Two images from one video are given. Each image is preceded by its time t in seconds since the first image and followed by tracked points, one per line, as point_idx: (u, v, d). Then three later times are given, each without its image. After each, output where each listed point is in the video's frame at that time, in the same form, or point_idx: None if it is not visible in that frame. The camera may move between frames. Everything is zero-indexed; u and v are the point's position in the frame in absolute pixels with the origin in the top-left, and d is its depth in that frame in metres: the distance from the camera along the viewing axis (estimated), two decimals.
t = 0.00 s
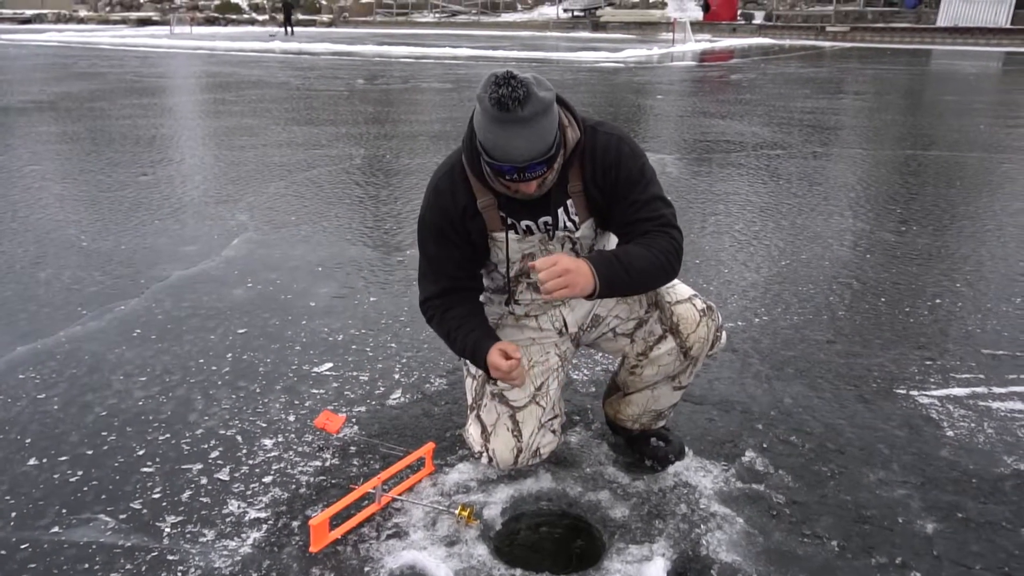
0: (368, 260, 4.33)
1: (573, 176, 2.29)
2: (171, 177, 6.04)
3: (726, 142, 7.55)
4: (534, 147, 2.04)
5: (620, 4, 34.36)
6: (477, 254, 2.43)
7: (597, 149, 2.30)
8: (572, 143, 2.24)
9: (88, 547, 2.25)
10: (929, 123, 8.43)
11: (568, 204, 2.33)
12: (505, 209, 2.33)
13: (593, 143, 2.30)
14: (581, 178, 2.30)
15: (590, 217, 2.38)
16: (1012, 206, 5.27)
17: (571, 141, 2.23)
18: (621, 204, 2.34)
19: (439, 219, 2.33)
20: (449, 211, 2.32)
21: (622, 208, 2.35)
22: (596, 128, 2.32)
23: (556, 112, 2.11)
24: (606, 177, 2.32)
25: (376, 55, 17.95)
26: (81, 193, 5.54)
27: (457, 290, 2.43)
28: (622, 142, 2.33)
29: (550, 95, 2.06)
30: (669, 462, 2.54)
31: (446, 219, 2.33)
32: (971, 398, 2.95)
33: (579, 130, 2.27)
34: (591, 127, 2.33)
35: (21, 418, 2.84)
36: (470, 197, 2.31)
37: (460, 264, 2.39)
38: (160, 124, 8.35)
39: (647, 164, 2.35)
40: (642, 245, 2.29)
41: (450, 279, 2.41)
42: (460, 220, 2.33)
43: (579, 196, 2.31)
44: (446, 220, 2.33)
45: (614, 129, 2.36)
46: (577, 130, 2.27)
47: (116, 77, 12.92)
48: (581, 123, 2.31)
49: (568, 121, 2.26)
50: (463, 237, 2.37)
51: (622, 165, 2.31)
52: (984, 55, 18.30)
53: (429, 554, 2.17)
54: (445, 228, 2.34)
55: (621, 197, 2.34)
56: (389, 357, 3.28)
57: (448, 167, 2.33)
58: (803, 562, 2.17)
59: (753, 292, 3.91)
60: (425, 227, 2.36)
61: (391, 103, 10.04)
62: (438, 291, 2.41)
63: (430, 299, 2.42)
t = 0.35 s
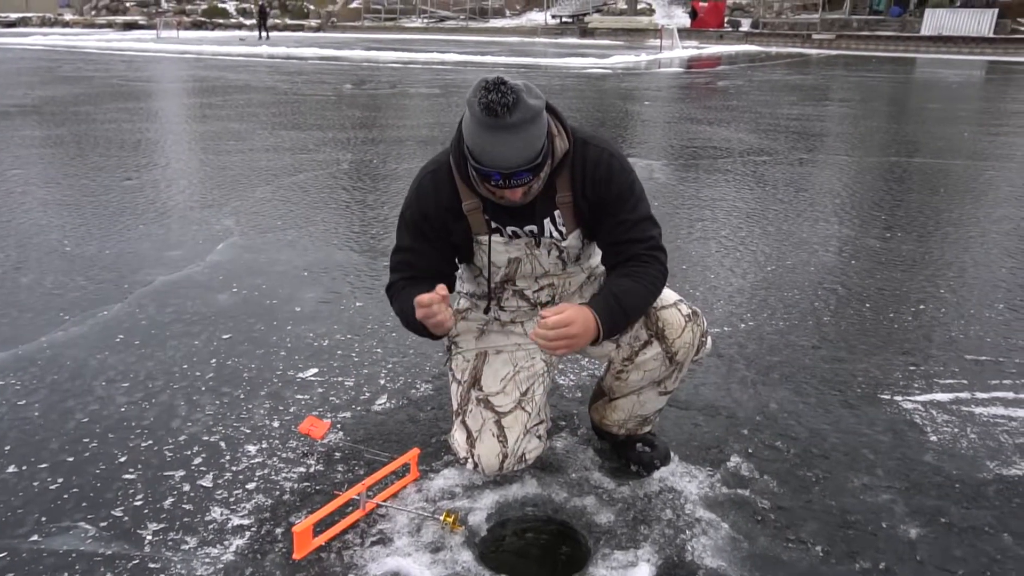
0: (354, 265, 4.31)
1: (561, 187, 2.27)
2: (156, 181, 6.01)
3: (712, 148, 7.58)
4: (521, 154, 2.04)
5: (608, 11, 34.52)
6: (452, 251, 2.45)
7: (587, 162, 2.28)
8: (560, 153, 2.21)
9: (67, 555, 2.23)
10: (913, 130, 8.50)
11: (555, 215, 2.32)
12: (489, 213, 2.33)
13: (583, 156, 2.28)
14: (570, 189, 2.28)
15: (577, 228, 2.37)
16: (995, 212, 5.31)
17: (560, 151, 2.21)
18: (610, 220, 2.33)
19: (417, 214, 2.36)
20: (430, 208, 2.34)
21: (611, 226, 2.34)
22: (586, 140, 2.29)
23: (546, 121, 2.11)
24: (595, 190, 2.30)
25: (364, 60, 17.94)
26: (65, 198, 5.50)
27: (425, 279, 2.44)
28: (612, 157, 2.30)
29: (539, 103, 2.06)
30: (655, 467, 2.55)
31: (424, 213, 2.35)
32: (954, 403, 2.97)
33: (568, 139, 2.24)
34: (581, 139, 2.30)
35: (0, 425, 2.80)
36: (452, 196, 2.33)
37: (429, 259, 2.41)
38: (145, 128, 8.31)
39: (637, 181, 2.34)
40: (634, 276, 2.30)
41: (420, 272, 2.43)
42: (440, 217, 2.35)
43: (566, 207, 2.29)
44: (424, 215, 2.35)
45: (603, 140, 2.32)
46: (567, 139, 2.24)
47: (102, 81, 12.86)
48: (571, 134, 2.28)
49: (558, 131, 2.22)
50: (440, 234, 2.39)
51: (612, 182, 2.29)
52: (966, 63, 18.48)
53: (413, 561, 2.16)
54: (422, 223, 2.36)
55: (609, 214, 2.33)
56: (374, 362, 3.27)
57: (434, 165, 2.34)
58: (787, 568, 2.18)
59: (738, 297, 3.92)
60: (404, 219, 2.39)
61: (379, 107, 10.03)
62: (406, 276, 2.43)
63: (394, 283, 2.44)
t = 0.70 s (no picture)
0: (341, 252, 4.29)
1: (540, 178, 2.23)
2: (139, 171, 5.95)
3: (698, 127, 7.58)
4: (499, 135, 2.01)
5: None
6: (424, 217, 2.43)
7: (570, 154, 2.22)
8: (543, 142, 2.16)
9: (60, 549, 2.22)
10: (897, 105, 8.52)
11: (534, 205, 2.30)
12: (471, 191, 2.32)
13: (566, 150, 2.22)
14: (549, 181, 2.24)
15: (557, 218, 2.36)
16: (979, 186, 5.34)
17: (542, 140, 2.15)
18: (582, 218, 2.27)
19: (397, 175, 2.33)
20: (409, 176, 2.33)
21: (582, 224, 2.28)
22: (573, 133, 2.23)
23: (528, 102, 2.07)
24: (572, 186, 2.24)
25: (346, 45, 17.80)
26: (47, 190, 5.45)
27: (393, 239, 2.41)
28: (596, 155, 2.23)
29: (521, 84, 2.02)
30: (646, 447, 2.56)
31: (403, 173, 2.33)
32: (941, 376, 3.00)
33: (554, 129, 2.18)
34: (568, 131, 2.24)
35: None
36: (435, 166, 2.31)
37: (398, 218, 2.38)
38: (126, 118, 8.23)
39: (616, 182, 2.26)
40: (584, 303, 2.25)
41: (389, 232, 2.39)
42: (418, 183, 2.34)
43: (544, 199, 2.27)
44: (404, 180, 2.33)
45: (590, 135, 2.26)
46: (552, 128, 2.17)
47: (80, 71, 12.70)
48: (559, 123, 2.21)
49: (543, 118, 2.16)
50: (416, 201, 2.36)
51: (591, 181, 2.22)
52: (948, 37, 18.53)
53: (407, 547, 2.17)
54: (399, 185, 2.34)
55: (583, 211, 2.26)
56: (364, 349, 3.26)
57: (420, 135, 2.33)
58: (778, 543, 2.20)
59: (726, 276, 3.93)
60: (382, 178, 2.36)
61: (362, 92, 9.97)
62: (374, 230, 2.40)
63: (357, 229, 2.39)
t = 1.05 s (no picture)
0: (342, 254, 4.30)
1: (535, 180, 2.23)
2: (140, 173, 5.96)
3: (699, 130, 7.58)
4: (483, 141, 2.02)
5: None
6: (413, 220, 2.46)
7: (565, 155, 2.22)
8: (534, 143, 2.18)
9: (60, 551, 2.22)
10: (898, 109, 8.52)
11: (529, 206, 2.30)
12: (466, 193, 2.33)
13: (559, 151, 2.22)
14: (544, 182, 2.24)
15: (552, 220, 2.35)
16: (979, 190, 5.34)
17: (534, 142, 2.18)
18: (579, 218, 2.28)
19: (390, 175, 2.37)
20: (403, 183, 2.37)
21: (579, 223, 2.28)
22: (566, 134, 2.23)
23: (514, 106, 2.07)
24: (567, 188, 2.25)
25: (348, 47, 17.82)
26: (48, 191, 5.45)
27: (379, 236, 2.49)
28: (590, 155, 2.23)
29: (505, 89, 2.02)
30: (646, 451, 2.56)
31: (393, 174, 2.37)
32: (941, 380, 3.00)
33: (546, 130, 2.20)
34: (561, 132, 2.24)
35: None
36: (430, 169, 2.33)
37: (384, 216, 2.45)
38: (127, 119, 8.24)
39: (613, 183, 2.26)
40: (593, 304, 2.26)
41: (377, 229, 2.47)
42: (409, 184, 2.37)
43: (540, 200, 2.27)
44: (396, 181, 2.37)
45: (583, 135, 2.26)
46: (543, 130, 2.19)
47: (82, 72, 12.71)
48: (551, 125, 2.23)
49: (535, 120, 2.19)
50: (406, 203, 2.40)
51: (586, 181, 2.23)
52: (949, 42, 18.55)
53: (407, 549, 2.16)
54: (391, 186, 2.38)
55: (579, 211, 2.27)
56: (364, 351, 3.26)
57: (419, 136, 2.34)
58: (779, 547, 2.20)
59: (727, 279, 3.93)
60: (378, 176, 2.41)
61: (363, 95, 9.98)
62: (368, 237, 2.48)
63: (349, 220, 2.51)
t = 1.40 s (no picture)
0: (341, 250, 4.29)
1: (529, 162, 2.26)
2: (139, 169, 5.95)
3: (698, 126, 7.57)
4: (472, 130, 2.01)
5: None
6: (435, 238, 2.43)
7: (553, 133, 2.27)
8: (522, 126, 2.20)
9: (59, 547, 2.22)
10: (898, 106, 8.51)
11: (527, 189, 2.31)
12: (462, 194, 2.31)
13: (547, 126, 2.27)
14: (539, 162, 2.26)
15: (550, 201, 2.37)
16: (979, 186, 5.34)
17: (521, 125, 2.20)
18: (579, 190, 2.32)
19: (396, 208, 2.34)
20: (408, 200, 2.33)
21: (580, 195, 2.32)
22: (550, 111, 2.29)
23: (495, 90, 2.07)
24: (562, 162, 2.29)
25: (347, 43, 17.80)
26: (46, 187, 5.44)
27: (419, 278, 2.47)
28: (577, 125, 2.29)
29: (485, 75, 2.02)
30: (646, 447, 2.55)
31: (404, 205, 2.33)
32: (941, 376, 3.00)
33: (530, 112, 2.23)
34: (545, 111, 2.30)
35: None
36: (427, 183, 2.31)
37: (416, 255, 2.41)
38: (126, 115, 8.22)
39: (604, 149, 2.32)
40: (601, 245, 2.26)
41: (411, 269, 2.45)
42: (417, 207, 2.34)
43: (538, 180, 2.28)
44: (406, 211, 2.34)
45: (566, 110, 2.32)
46: (528, 112, 2.22)
47: (80, 68, 12.68)
48: (535, 107, 2.27)
49: (518, 104, 2.21)
50: (420, 225, 2.37)
51: (579, 150, 2.28)
52: (949, 38, 18.51)
53: (407, 544, 2.16)
54: (404, 218, 2.35)
55: (578, 183, 2.31)
56: (364, 347, 3.26)
57: (408, 155, 2.32)
58: (778, 542, 2.20)
59: (727, 275, 3.93)
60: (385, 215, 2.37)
61: (362, 91, 9.95)
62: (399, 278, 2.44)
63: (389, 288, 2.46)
